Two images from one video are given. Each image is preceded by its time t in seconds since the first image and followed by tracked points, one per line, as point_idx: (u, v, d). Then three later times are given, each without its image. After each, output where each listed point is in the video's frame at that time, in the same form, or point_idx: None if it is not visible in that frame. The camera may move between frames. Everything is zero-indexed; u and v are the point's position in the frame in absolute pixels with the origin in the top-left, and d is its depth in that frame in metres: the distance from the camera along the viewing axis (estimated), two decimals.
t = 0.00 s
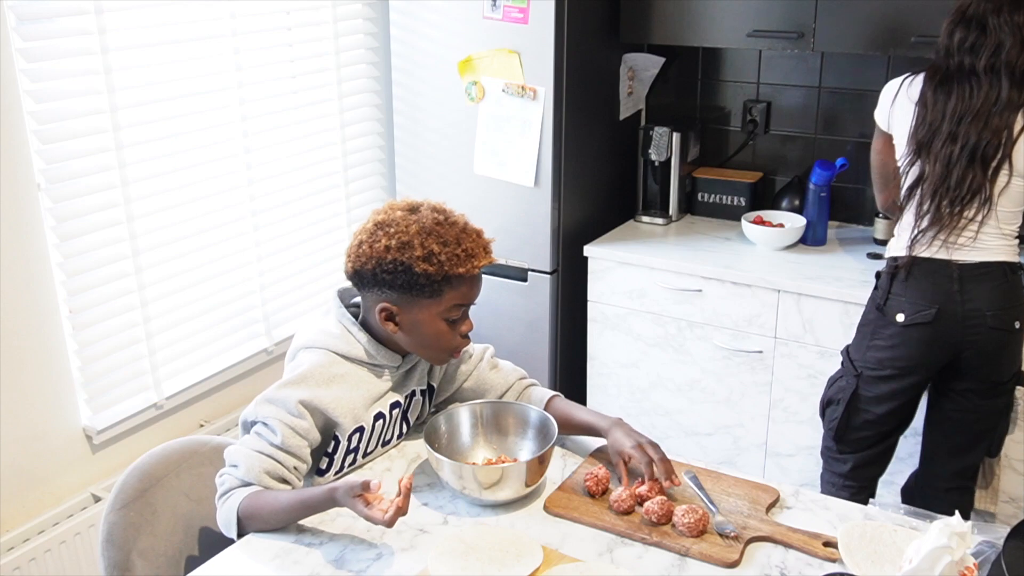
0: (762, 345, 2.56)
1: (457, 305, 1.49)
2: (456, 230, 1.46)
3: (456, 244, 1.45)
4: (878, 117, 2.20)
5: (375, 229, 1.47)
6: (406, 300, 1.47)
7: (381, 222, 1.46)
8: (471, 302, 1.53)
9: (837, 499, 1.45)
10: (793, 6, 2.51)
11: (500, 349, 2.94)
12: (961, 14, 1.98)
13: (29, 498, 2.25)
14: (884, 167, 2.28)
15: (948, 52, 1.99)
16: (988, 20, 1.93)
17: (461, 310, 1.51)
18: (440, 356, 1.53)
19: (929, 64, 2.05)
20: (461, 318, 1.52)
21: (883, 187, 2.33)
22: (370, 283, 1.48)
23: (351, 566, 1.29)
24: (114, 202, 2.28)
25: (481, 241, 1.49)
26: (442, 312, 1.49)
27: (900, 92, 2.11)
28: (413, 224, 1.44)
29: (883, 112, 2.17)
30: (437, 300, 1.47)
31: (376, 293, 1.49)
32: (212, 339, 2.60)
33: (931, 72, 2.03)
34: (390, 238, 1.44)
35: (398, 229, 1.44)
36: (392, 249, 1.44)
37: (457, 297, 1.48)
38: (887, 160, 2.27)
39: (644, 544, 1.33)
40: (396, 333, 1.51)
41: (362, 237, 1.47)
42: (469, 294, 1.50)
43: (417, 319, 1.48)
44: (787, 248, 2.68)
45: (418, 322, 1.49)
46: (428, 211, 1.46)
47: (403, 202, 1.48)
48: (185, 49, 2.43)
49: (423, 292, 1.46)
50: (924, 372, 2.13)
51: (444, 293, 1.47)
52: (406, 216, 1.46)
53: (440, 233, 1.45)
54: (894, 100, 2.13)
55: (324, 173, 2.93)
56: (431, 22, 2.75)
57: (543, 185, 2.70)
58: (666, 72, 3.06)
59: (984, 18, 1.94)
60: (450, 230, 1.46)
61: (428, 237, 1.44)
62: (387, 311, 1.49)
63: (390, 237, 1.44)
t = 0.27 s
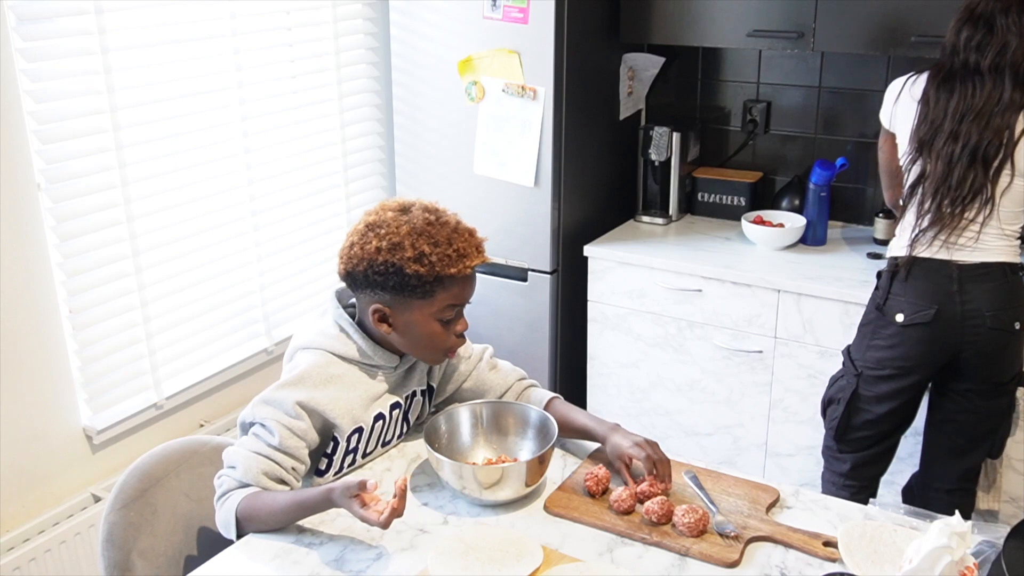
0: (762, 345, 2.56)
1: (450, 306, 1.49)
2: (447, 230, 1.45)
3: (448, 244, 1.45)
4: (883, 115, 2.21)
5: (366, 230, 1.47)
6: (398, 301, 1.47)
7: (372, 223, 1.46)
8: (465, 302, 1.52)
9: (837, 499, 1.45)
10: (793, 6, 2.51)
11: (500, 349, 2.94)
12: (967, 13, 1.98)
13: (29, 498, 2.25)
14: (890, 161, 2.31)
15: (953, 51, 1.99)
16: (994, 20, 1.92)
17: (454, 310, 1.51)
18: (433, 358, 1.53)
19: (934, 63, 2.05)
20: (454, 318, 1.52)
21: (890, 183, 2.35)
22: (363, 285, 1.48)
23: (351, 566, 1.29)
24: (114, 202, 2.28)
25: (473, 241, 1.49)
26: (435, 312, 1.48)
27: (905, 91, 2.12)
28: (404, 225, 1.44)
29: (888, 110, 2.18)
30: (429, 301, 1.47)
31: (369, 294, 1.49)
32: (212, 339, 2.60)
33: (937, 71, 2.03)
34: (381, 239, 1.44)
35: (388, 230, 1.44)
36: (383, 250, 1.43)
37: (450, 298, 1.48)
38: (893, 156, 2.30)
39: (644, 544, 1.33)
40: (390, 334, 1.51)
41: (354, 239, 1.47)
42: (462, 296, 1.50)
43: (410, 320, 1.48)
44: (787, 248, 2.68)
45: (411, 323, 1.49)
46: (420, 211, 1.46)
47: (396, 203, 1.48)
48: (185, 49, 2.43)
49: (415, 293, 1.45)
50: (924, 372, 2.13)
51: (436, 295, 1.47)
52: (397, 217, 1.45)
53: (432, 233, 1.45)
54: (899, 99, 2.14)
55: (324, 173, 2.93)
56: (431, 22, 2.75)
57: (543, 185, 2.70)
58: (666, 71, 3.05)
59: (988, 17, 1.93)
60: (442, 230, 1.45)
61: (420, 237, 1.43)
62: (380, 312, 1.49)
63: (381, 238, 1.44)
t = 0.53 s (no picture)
0: (762, 345, 2.56)
1: (446, 298, 1.49)
2: (438, 224, 1.46)
3: (439, 237, 1.46)
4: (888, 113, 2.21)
5: (357, 229, 1.46)
6: (394, 299, 1.47)
7: (363, 222, 1.46)
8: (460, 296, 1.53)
9: (837, 499, 1.45)
10: (793, 6, 2.51)
11: (500, 349, 2.94)
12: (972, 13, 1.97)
13: (29, 498, 2.25)
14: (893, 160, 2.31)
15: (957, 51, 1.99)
16: (1000, 21, 1.92)
17: (450, 305, 1.51)
18: (433, 351, 1.53)
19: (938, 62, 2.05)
20: (451, 313, 1.52)
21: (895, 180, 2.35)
22: (357, 286, 1.48)
23: (352, 566, 1.29)
24: (114, 202, 2.28)
25: (464, 234, 1.50)
26: (432, 307, 1.49)
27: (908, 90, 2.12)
28: (395, 221, 1.45)
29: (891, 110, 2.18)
30: (426, 295, 1.47)
31: (364, 294, 1.48)
32: (212, 339, 2.60)
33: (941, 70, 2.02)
34: (373, 237, 1.44)
35: (380, 227, 1.44)
36: (376, 248, 1.44)
37: (446, 291, 1.49)
38: (897, 156, 2.30)
39: (644, 544, 1.33)
40: (388, 333, 1.50)
41: (344, 240, 1.47)
42: (457, 287, 1.50)
43: (408, 317, 1.48)
44: (787, 248, 2.68)
45: (408, 320, 1.48)
46: (409, 207, 1.47)
47: (383, 201, 1.49)
48: (185, 49, 2.43)
49: (411, 288, 1.46)
50: (923, 371, 2.13)
51: (433, 288, 1.47)
52: (387, 214, 1.46)
53: (423, 228, 1.46)
54: (902, 97, 2.14)
55: (324, 173, 2.93)
56: (431, 22, 2.75)
57: (543, 185, 2.70)
58: (666, 71, 3.05)
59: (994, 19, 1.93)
60: (433, 224, 1.46)
61: (412, 233, 1.44)
62: (377, 311, 1.48)
63: (374, 236, 1.45)
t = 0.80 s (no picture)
0: (762, 345, 2.56)
1: (432, 293, 1.49)
2: (420, 219, 1.46)
3: (422, 232, 1.45)
4: (898, 108, 2.19)
5: (340, 227, 1.47)
6: (378, 295, 1.47)
7: (346, 219, 1.47)
8: (447, 291, 1.52)
9: (837, 499, 1.45)
10: (793, 6, 2.51)
11: (500, 349, 2.94)
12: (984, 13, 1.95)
13: (29, 498, 2.25)
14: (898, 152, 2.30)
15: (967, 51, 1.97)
16: (1012, 24, 1.90)
17: (436, 300, 1.50)
18: (422, 346, 1.52)
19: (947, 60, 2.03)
20: (438, 308, 1.52)
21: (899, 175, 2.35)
22: (343, 283, 1.48)
23: (352, 566, 1.29)
24: (114, 202, 2.28)
25: (448, 228, 1.49)
26: (417, 303, 1.48)
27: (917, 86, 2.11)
28: (377, 217, 1.45)
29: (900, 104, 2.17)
30: (409, 290, 1.47)
31: (350, 290, 1.49)
32: (212, 339, 2.60)
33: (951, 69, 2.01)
34: (355, 234, 1.45)
35: (362, 224, 1.45)
36: (358, 244, 1.44)
37: (430, 287, 1.48)
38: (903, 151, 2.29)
39: (644, 544, 1.33)
40: (375, 330, 1.50)
41: (329, 237, 1.48)
42: (443, 282, 1.49)
43: (393, 313, 1.48)
44: (787, 248, 2.68)
45: (394, 316, 1.49)
46: (391, 203, 1.47)
47: (366, 197, 1.49)
48: (186, 49, 2.43)
49: (394, 284, 1.45)
50: (924, 370, 2.13)
51: (417, 283, 1.47)
52: (370, 210, 1.46)
53: (405, 223, 1.45)
54: (910, 93, 2.13)
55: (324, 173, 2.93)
56: (431, 22, 2.75)
57: (543, 185, 2.70)
58: (666, 71, 3.05)
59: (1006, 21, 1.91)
60: (415, 219, 1.46)
61: (393, 229, 1.44)
62: (363, 308, 1.49)
63: (356, 232, 1.45)
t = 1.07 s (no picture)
0: (762, 345, 2.56)
1: (398, 309, 1.43)
2: (389, 234, 1.38)
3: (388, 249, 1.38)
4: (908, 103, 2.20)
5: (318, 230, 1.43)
6: (346, 304, 1.44)
7: (323, 223, 1.43)
8: (420, 306, 1.45)
9: (838, 499, 1.45)
10: (793, 6, 2.51)
11: (500, 349, 2.94)
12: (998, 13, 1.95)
13: (29, 498, 2.25)
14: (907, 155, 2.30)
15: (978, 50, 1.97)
16: None
17: (405, 315, 1.44)
18: (392, 355, 1.49)
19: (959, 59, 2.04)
20: (409, 322, 1.46)
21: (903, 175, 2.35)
22: (318, 285, 1.46)
23: (352, 566, 1.29)
24: (114, 203, 2.28)
25: (422, 244, 1.41)
26: (383, 317, 1.43)
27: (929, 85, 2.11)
28: (347, 226, 1.39)
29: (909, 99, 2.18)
30: (374, 303, 1.42)
31: (325, 293, 1.46)
32: (212, 339, 2.60)
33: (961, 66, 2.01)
34: (324, 241, 1.40)
35: (331, 232, 1.40)
36: (325, 253, 1.40)
37: (396, 303, 1.42)
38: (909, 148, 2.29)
39: (644, 544, 1.33)
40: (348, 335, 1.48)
41: (309, 238, 1.45)
42: (412, 299, 1.42)
43: (360, 323, 1.45)
44: (786, 248, 2.68)
45: (361, 325, 1.45)
46: (367, 213, 1.40)
47: (349, 202, 1.43)
48: (186, 50, 2.43)
49: (358, 297, 1.41)
50: (924, 369, 2.13)
51: (380, 299, 1.41)
52: (344, 218, 1.41)
53: (374, 237, 1.39)
54: (920, 91, 2.14)
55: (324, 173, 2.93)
56: (431, 22, 2.75)
57: (543, 185, 2.70)
58: (666, 71, 3.05)
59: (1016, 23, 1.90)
60: (385, 235, 1.39)
61: (360, 241, 1.38)
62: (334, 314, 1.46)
63: (325, 240, 1.41)
